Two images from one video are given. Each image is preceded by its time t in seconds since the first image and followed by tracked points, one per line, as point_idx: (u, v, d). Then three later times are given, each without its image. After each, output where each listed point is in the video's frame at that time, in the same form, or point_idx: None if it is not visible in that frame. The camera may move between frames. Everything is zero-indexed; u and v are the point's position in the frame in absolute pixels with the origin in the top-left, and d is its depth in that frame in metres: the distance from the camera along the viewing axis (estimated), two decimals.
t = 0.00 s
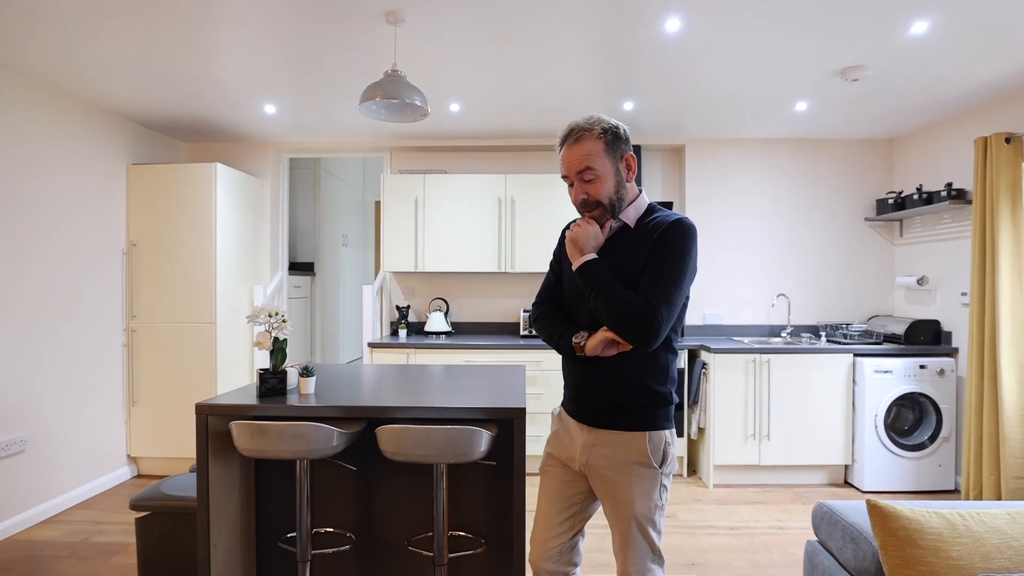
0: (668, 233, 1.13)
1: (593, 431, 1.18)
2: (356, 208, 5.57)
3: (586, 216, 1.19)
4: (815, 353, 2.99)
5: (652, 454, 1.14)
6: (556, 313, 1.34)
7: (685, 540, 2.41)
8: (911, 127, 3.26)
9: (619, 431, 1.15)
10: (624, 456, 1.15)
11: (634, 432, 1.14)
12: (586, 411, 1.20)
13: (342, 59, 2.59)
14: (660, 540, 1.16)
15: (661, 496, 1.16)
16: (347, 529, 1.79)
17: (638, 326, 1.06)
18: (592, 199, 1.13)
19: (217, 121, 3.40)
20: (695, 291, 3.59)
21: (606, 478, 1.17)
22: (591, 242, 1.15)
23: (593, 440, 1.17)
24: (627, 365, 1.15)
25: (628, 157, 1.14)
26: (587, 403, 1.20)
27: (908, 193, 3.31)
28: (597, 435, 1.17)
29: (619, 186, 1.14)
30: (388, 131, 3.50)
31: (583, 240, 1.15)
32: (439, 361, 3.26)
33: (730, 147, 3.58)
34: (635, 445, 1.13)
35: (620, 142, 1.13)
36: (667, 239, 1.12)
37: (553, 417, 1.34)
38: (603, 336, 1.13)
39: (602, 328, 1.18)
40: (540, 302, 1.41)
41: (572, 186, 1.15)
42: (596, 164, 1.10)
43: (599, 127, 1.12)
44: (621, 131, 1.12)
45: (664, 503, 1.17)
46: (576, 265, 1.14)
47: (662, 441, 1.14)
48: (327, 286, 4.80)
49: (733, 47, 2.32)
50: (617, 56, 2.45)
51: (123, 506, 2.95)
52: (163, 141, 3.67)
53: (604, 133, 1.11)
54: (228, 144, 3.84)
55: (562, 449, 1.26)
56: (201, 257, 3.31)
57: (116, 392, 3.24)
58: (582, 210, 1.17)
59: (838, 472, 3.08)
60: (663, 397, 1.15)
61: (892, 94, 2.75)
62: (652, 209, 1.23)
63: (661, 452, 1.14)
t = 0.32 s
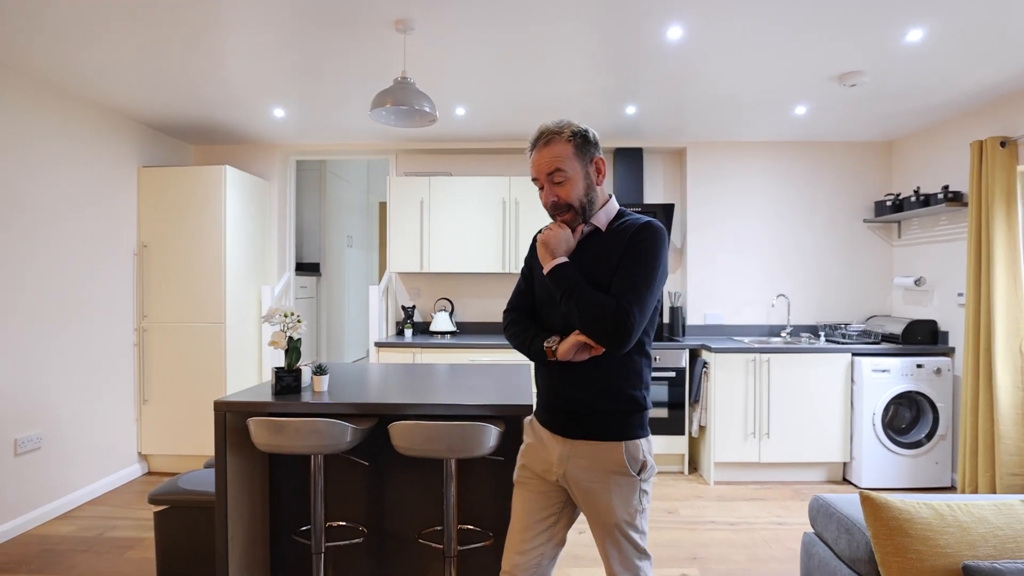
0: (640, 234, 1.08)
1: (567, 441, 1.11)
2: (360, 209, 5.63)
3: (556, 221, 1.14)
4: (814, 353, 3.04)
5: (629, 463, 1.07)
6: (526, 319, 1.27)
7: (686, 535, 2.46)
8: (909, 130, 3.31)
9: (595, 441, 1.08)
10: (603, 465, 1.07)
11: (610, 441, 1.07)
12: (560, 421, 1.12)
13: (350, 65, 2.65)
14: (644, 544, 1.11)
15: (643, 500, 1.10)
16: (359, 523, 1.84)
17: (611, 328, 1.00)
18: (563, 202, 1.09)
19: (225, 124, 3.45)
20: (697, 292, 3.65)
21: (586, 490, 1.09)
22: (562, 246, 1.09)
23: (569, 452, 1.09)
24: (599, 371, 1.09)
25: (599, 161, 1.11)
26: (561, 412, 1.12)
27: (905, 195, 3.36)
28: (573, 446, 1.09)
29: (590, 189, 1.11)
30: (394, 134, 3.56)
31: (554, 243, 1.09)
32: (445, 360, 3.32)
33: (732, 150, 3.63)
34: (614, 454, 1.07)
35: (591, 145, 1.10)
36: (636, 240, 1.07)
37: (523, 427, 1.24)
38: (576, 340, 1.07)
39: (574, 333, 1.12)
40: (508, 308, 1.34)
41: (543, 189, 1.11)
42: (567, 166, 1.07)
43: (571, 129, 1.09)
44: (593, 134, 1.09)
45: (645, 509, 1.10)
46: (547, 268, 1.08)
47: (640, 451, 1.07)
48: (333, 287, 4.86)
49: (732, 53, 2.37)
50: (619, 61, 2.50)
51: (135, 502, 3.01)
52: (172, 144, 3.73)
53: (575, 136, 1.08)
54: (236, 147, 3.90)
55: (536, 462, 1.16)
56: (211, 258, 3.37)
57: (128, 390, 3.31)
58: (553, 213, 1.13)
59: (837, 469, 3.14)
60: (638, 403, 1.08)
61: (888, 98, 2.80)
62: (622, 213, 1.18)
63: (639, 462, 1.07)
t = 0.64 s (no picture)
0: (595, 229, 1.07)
1: (521, 440, 1.05)
2: (366, 210, 5.67)
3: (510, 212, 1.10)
4: (819, 353, 3.07)
5: (584, 457, 1.03)
6: (473, 315, 1.21)
7: (693, 534, 2.49)
8: (914, 132, 3.33)
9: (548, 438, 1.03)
10: (555, 464, 1.03)
11: (564, 437, 1.02)
12: (511, 419, 1.06)
13: (361, 69, 2.69)
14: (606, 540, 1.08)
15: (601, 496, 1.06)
16: (373, 521, 1.88)
17: (567, 319, 0.98)
18: (518, 191, 1.05)
19: (234, 126, 3.49)
20: (702, 293, 3.68)
21: (542, 492, 1.04)
22: (517, 237, 1.04)
23: (522, 452, 1.04)
24: (551, 365, 1.05)
25: (554, 155, 1.09)
26: (512, 410, 1.07)
27: (909, 197, 3.38)
28: (526, 444, 1.04)
29: (544, 182, 1.08)
30: (402, 136, 3.59)
31: (509, 232, 1.04)
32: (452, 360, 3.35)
33: (737, 152, 3.65)
34: (566, 449, 1.02)
35: (546, 138, 1.08)
36: (590, 234, 1.07)
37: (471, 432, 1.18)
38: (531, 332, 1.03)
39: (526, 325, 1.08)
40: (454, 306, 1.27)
41: (498, 178, 1.07)
42: (523, 154, 1.04)
43: (527, 121, 1.07)
44: (549, 127, 1.07)
45: (603, 505, 1.06)
46: (502, 259, 1.03)
47: (593, 444, 1.04)
48: (339, 287, 4.90)
49: (739, 56, 2.39)
50: (627, 65, 2.53)
51: (147, 501, 3.05)
52: (182, 146, 3.77)
53: (532, 127, 1.06)
54: (245, 149, 3.93)
55: (488, 467, 1.10)
56: (221, 259, 3.41)
57: (139, 390, 3.35)
58: (507, 205, 1.08)
59: (841, 469, 3.16)
60: (590, 398, 1.05)
61: (893, 102, 2.83)
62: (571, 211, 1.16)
63: (593, 456, 1.04)
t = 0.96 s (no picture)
0: (579, 233, 1.09)
1: (504, 443, 1.05)
2: (378, 210, 5.71)
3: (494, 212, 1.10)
4: (833, 354, 3.06)
5: (564, 461, 1.04)
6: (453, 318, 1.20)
7: (707, 535, 2.50)
8: (929, 132, 3.30)
9: (531, 439, 1.03)
10: (535, 467, 1.03)
11: (547, 438, 1.03)
12: (495, 421, 1.06)
13: (376, 73, 2.72)
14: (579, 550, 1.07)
15: (578, 503, 1.06)
16: (392, 519, 1.91)
17: (554, 321, 0.99)
18: (505, 191, 1.06)
19: (250, 129, 3.53)
20: (715, 294, 3.67)
21: (519, 495, 1.04)
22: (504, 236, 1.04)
23: (503, 455, 1.04)
24: (535, 366, 1.05)
25: (538, 157, 1.11)
26: (496, 410, 1.07)
27: (924, 197, 3.36)
28: (507, 447, 1.04)
29: (530, 184, 1.09)
30: (415, 137, 3.62)
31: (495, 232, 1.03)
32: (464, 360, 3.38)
33: (750, 152, 3.64)
34: (546, 453, 1.02)
35: (532, 139, 1.09)
36: (576, 237, 1.09)
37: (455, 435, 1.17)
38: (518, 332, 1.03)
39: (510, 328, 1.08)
40: (432, 308, 1.25)
41: (484, 178, 1.07)
42: (509, 154, 1.05)
43: (513, 122, 1.08)
44: (534, 129, 1.09)
45: (578, 514, 1.07)
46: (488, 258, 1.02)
47: (574, 447, 1.04)
48: (352, 288, 4.94)
49: (753, 57, 2.39)
50: (640, 66, 2.53)
51: (166, 498, 3.10)
52: (199, 149, 3.83)
53: (517, 128, 1.07)
54: (260, 151, 3.98)
55: (470, 467, 1.10)
56: (238, 260, 3.46)
57: (158, 388, 3.41)
58: (492, 204, 1.08)
59: (855, 470, 3.16)
60: (572, 399, 1.06)
61: (909, 102, 2.81)
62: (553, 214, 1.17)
63: (573, 460, 1.04)
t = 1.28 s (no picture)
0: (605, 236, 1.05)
1: (524, 450, 1.00)
2: (404, 211, 5.79)
3: (527, 210, 1.04)
4: (868, 357, 3.00)
5: (584, 469, 0.99)
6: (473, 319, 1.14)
7: (739, 539, 2.48)
8: (968, 129, 3.21)
9: (550, 446, 0.99)
10: (554, 474, 0.99)
11: (568, 446, 0.98)
12: (522, 428, 1.00)
13: (406, 77, 2.76)
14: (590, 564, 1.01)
15: (595, 514, 1.01)
16: (426, 517, 1.95)
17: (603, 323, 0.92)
18: (541, 188, 1.02)
19: (283, 133, 3.63)
20: (745, 295, 3.63)
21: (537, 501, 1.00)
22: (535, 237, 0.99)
23: (522, 460, 1.00)
24: (558, 369, 1.00)
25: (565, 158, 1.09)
26: (515, 414, 1.02)
27: (963, 195, 3.26)
28: (527, 454, 1.00)
29: (560, 183, 1.06)
30: (443, 139, 3.67)
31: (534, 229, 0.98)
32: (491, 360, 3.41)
33: (780, 151, 3.59)
34: (565, 461, 0.97)
35: (557, 139, 1.07)
36: (604, 237, 1.05)
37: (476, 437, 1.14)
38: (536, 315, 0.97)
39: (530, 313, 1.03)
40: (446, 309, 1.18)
41: (518, 175, 1.03)
42: (545, 150, 1.01)
43: (542, 121, 1.06)
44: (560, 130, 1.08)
45: (593, 525, 1.02)
46: (541, 253, 0.94)
47: (594, 454, 1.00)
48: (379, 288, 5.02)
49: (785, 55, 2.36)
50: (670, 66, 2.52)
51: (204, 493, 3.21)
52: (234, 154, 3.95)
53: (547, 127, 1.05)
54: (293, 154, 4.08)
55: (490, 467, 1.07)
56: (271, 261, 3.55)
57: (195, 386, 3.52)
58: (526, 202, 1.03)
59: (891, 476, 3.09)
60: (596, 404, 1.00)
61: (948, 97, 2.73)
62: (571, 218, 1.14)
63: (593, 467, 0.99)
